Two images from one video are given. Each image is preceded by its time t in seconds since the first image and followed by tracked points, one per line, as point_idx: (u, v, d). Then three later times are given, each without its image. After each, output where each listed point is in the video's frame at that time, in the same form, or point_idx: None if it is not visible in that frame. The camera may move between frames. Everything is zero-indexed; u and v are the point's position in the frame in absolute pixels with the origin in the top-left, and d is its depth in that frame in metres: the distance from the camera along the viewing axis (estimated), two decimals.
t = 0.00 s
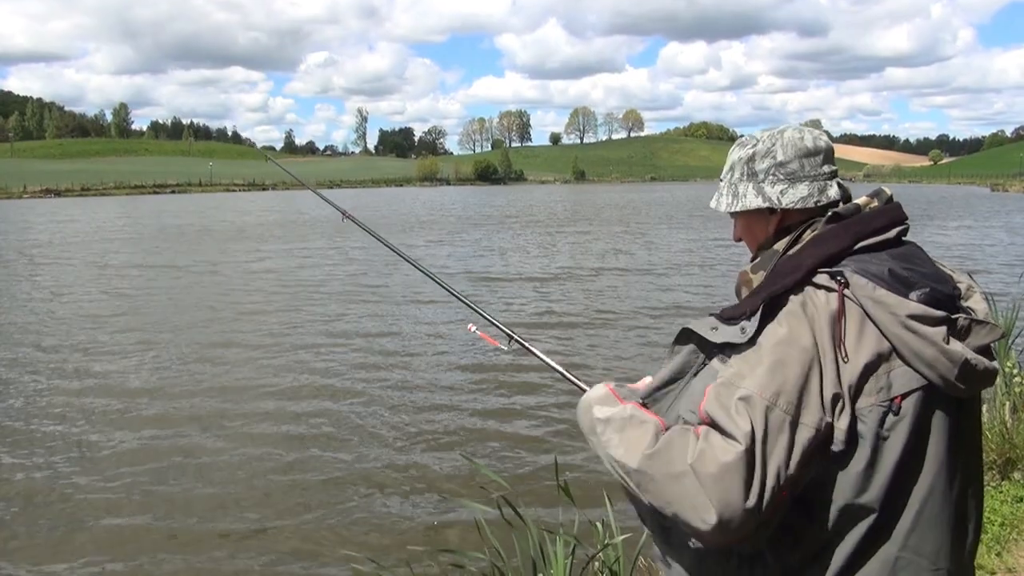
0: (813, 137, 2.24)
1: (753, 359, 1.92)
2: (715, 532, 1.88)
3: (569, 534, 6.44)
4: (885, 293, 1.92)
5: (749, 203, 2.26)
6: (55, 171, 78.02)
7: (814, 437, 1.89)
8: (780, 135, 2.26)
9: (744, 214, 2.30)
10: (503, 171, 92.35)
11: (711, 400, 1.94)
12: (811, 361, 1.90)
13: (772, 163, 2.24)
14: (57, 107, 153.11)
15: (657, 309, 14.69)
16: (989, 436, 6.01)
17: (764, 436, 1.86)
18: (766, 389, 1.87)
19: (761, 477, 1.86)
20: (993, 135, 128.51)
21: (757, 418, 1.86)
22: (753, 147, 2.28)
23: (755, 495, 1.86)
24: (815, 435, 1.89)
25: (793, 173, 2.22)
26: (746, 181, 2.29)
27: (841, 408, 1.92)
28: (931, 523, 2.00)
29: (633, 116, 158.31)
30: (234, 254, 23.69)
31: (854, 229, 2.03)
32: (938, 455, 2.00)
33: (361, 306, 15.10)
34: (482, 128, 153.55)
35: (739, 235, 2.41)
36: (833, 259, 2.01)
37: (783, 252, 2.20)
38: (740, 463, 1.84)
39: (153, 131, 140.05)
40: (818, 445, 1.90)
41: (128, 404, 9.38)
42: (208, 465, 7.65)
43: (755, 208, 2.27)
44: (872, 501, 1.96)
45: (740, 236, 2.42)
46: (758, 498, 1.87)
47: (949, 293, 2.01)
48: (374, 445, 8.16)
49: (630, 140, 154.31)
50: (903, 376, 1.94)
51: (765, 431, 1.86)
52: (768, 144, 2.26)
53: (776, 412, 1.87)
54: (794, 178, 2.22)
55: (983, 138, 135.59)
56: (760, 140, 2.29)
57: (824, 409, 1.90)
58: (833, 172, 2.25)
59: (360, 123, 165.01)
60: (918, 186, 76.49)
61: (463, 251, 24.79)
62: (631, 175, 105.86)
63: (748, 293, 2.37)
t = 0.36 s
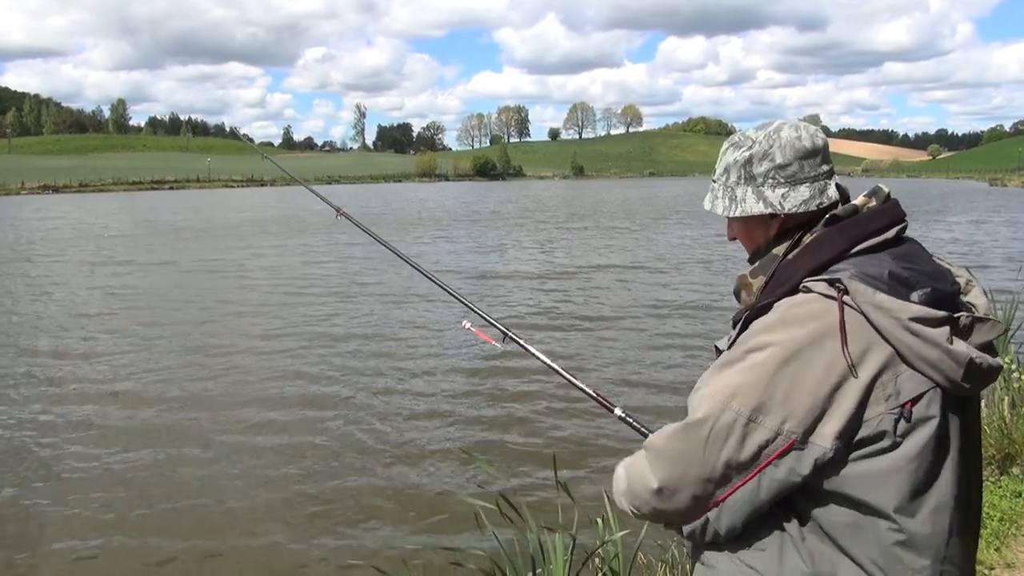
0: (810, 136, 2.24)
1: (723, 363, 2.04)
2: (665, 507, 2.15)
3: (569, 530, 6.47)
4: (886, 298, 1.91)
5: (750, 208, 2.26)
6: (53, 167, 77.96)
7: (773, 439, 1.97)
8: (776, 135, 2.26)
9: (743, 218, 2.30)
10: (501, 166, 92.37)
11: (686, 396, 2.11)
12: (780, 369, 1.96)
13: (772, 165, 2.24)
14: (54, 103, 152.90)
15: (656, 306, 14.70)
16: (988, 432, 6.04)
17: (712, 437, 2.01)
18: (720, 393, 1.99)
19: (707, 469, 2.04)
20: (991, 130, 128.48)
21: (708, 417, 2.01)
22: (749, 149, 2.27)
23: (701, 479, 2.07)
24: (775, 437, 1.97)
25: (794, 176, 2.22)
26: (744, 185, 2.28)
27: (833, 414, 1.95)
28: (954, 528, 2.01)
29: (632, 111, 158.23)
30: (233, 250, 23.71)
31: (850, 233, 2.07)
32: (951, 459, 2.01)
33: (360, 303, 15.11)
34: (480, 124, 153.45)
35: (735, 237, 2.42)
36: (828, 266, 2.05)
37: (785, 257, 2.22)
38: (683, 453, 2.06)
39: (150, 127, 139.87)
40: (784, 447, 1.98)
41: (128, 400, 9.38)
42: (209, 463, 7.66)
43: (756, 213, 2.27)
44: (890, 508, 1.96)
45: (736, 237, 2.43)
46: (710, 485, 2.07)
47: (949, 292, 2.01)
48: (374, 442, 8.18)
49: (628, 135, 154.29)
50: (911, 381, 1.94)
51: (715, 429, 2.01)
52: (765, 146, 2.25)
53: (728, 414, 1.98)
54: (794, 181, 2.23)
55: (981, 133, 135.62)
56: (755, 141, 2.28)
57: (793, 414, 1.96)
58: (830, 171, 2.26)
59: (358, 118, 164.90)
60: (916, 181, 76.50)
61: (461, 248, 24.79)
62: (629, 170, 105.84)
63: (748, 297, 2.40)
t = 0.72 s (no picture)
0: (823, 147, 2.19)
1: (691, 363, 2.12)
2: (649, 505, 2.24)
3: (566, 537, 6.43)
4: (846, 303, 1.94)
5: (741, 197, 2.27)
6: (50, 171, 77.93)
7: (737, 436, 2.04)
8: (792, 135, 2.23)
9: (736, 207, 2.31)
10: (499, 171, 92.58)
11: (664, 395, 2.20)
12: (742, 368, 2.02)
13: (775, 164, 2.23)
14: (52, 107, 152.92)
15: (654, 311, 14.69)
16: (985, 437, 6.03)
17: (681, 432, 2.10)
18: (686, 392, 2.08)
19: (682, 465, 2.13)
20: (988, 135, 128.81)
21: (677, 416, 2.10)
22: (763, 140, 2.26)
23: (678, 475, 2.14)
24: (738, 435, 2.03)
25: (792, 180, 2.21)
26: (747, 174, 2.29)
27: (793, 415, 1.99)
28: (923, 534, 1.98)
29: (629, 116, 158.61)
30: (231, 256, 23.71)
31: (824, 239, 2.08)
32: (919, 466, 1.98)
33: (358, 309, 15.11)
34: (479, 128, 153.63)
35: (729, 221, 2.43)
36: (799, 269, 2.09)
37: (760, 258, 2.24)
38: (658, 450, 2.15)
39: (148, 132, 139.98)
40: (746, 445, 2.03)
41: (124, 409, 9.38)
42: (204, 470, 7.65)
43: (745, 204, 2.27)
44: (849, 510, 1.97)
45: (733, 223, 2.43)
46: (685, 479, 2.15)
47: (922, 297, 2.01)
48: (370, 448, 8.16)
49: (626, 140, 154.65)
50: (872, 385, 1.96)
51: (684, 426, 2.09)
52: (777, 142, 2.23)
53: (695, 411, 2.07)
54: (790, 186, 2.21)
55: (979, 138, 135.89)
56: (771, 136, 2.26)
57: (755, 412, 2.01)
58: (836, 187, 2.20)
59: (356, 123, 165.25)
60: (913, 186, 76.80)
61: (459, 252, 24.79)
62: (627, 175, 106.08)
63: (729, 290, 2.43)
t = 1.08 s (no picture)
0: (805, 143, 2.21)
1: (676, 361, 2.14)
2: (642, 506, 2.25)
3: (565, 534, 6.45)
4: (823, 297, 1.96)
5: (724, 194, 2.29)
6: (48, 168, 77.78)
7: (721, 430, 2.04)
8: (774, 131, 2.24)
9: (720, 202, 2.33)
10: (498, 168, 92.57)
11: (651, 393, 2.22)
12: (724, 362, 2.03)
13: (757, 160, 2.24)
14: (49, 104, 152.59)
15: (654, 308, 14.69)
16: (983, 433, 6.04)
17: (669, 430, 2.11)
18: (671, 389, 2.09)
19: (671, 463, 2.14)
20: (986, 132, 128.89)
21: (664, 413, 2.11)
22: (745, 137, 2.28)
23: (669, 474, 2.16)
24: (722, 429, 2.04)
25: (774, 176, 2.22)
26: (730, 171, 2.31)
27: (774, 408, 1.99)
28: (907, 523, 1.97)
29: (628, 112, 158.45)
30: (230, 253, 23.70)
31: (803, 234, 2.10)
32: (901, 457, 1.98)
33: (357, 307, 15.11)
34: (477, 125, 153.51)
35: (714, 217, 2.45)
36: (778, 264, 2.10)
37: (743, 253, 2.25)
38: (648, 450, 2.17)
39: (146, 128, 139.75)
40: (731, 440, 2.04)
41: (121, 404, 9.37)
42: (202, 467, 7.65)
43: (729, 201, 2.29)
44: (831, 500, 1.98)
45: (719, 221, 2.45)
46: (675, 477, 2.16)
47: (901, 289, 2.02)
48: (368, 447, 8.17)
49: (625, 137, 154.58)
50: (853, 377, 1.96)
51: (670, 423, 2.11)
52: (759, 139, 2.25)
53: (681, 408, 2.08)
54: (773, 182, 2.22)
55: (977, 135, 135.95)
56: (753, 132, 2.28)
57: (739, 406, 2.02)
58: (817, 182, 2.22)
59: (354, 119, 165.10)
60: (911, 184, 76.86)
61: (458, 249, 24.78)
62: (626, 173, 106.11)
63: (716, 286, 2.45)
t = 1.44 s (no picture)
0: (789, 141, 2.19)
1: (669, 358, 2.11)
2: (644, 511, 2.21)
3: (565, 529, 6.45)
4: (808, 292, 1.95)
5: (712, 195, 2.28)
6: (50, 162, 77.80)
7: (715, 427, 2.01)
8: (757, 131, 2.23)
9: (709, 203, 2.32)
10: (499, 164, 92.52)
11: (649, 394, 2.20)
12: (715, 359, 2.00)
13: (742, 161, 2.24)
14: (51, 99, 152.37)
15: (654, 306, 14.64)
16: (985, 430, 6.02)
17: (665, 428, 2.07)
18: (664, 387, 2.07)
19: (668, 464, 2.11)
20: (989, 129, 128.46)
21: (658, 412, 2.08)
22: (730, 138, 2.27)
23: (668, 475, 2.12)
24: (716, 426, 2.01)
25: (759, 176, 2.21)
26: (717, 171, 2.30)
27: (766, 401, 1.97)
28: (900, 515, 1.96)
29: (630, 108, 158.18)
30: (231, 249, 23.70)
31: (790, 231, 2.09)
32: (893, 447, 1.96)
33: (357, 304, 15.06)
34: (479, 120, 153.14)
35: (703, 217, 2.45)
36: (765, 261, 2.09)
37: (732, 252, 2.25)
38: (646, 452, 2.13)
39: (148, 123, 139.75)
40: (726, 435, 2.00)
41: (120, 402, 9.34)
42: (202, 465, 7.62)
43: (716, 201, 2.29)
44: (825, 494, 1.95)
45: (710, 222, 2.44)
46: (674, 476, 2.11)
47: (889, 282, 2.00)
48: (368, 444, 8.14)
49: (627, 133, 154.35)
50: (842, 370, 1.95)
51: (666, 422, 2.08)
52: (743, 140, 2.24)
53: (675, 405, 2.05)
54: (758, 181, 2.21)
55: (979, 132, 135.71)
56: (739, 133, 2.27)
57: (731, 401, 1.99)
58: (803, 178, 2.20)
59: (356, 115, 165.04)
60: (914, 181, 76.76)
61: (458, 246, 24.73)
62: (628, 169, 106.03)
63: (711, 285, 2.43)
